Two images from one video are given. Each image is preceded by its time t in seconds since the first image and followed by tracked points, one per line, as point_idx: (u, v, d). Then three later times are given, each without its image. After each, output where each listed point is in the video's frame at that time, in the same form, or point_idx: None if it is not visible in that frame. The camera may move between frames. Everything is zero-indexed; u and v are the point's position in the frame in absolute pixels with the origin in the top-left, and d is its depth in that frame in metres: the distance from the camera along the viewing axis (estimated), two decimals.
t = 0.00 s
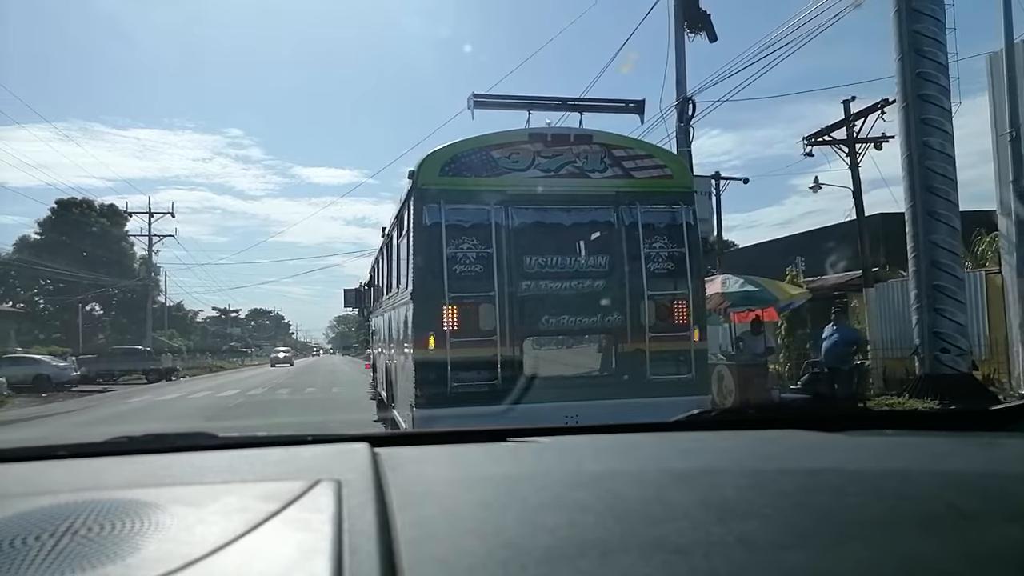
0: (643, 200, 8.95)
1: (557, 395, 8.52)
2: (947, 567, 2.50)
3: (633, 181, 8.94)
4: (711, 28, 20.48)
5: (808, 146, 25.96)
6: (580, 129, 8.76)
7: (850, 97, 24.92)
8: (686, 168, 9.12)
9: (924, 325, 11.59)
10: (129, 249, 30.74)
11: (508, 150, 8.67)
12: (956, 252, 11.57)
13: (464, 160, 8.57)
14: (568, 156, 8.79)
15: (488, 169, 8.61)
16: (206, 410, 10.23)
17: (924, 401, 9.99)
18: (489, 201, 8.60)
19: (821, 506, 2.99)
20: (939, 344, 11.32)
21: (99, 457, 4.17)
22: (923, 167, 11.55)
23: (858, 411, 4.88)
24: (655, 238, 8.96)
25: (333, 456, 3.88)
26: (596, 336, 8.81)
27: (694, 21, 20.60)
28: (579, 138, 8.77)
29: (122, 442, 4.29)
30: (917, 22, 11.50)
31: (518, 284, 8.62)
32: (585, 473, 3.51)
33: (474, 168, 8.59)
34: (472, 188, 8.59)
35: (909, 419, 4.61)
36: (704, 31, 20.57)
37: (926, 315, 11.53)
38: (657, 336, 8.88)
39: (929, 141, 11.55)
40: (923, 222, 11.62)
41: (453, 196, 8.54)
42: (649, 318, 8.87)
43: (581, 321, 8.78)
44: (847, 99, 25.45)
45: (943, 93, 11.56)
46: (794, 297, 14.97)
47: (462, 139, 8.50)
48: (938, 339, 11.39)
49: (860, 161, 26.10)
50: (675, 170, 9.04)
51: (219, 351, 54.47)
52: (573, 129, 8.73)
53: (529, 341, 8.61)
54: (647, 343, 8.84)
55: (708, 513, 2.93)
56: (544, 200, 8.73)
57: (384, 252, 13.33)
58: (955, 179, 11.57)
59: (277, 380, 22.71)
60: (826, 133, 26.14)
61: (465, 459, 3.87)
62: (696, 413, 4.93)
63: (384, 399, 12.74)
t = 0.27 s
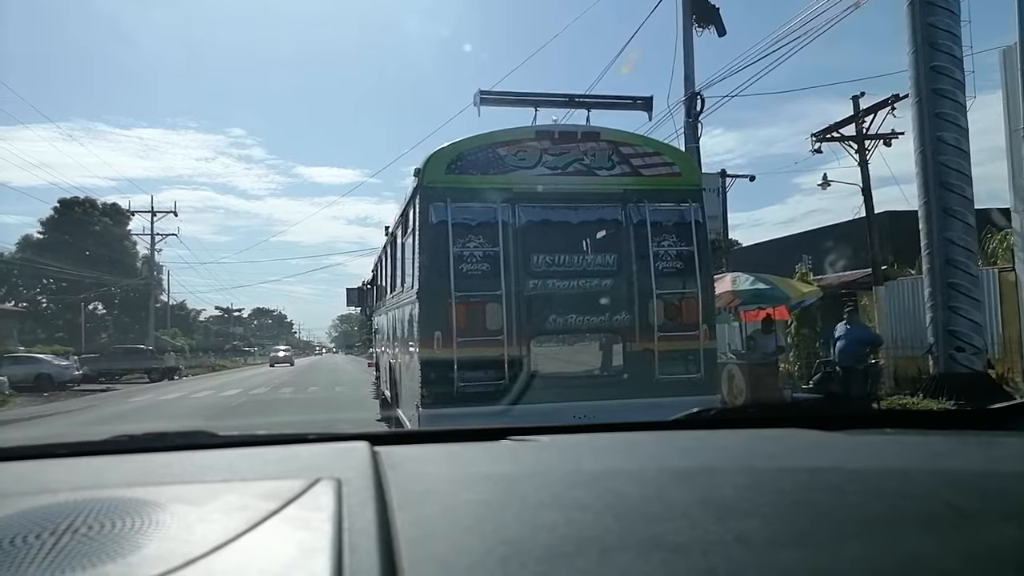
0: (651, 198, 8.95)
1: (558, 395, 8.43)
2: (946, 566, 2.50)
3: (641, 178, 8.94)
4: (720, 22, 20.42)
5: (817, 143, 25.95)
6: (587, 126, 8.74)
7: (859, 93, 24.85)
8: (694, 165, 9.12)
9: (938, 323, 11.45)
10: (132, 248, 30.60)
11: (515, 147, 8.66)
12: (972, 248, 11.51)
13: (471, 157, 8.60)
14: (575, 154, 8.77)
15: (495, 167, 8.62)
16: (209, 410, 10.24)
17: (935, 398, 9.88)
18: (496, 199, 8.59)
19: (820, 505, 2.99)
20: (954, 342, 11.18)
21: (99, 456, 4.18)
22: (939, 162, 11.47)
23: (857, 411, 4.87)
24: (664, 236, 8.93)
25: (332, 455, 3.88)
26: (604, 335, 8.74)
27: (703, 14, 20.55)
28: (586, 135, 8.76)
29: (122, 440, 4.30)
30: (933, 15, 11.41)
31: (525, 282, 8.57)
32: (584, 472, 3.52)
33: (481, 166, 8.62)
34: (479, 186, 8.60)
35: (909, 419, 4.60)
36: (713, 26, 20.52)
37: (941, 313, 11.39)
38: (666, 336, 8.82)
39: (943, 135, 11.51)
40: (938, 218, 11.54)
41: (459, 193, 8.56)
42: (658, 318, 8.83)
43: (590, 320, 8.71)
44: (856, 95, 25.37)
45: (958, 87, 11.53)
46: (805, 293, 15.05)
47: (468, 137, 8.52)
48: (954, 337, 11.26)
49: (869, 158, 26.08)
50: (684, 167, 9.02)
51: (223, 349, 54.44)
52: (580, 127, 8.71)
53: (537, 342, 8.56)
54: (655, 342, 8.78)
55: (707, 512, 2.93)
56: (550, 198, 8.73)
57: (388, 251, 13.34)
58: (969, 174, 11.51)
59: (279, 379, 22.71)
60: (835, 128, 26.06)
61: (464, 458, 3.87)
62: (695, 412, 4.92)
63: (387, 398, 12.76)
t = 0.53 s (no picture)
0: (661, 195, 8.94)
1: (557, 395, 8.47)
2: (946, 566, 2.50)
3: (649, 175, 8.92)
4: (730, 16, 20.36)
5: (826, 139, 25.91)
6: (596, 122, 8.74)
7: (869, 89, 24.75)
8: (703, 162, 9.12)
9: (953, 322, 11.35)
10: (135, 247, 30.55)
11: (523, 143, 8.66)
12: (988, 246, 11.42)
13: (479, 153, 8.57)
14: (583, 150, 8.78)
15: (502, 163, 8.61)
16: (211, 410, 10.24)
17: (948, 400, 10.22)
18: (504, 196, 8.58)
19: (819, 505, 2.98)
20: (969, 342, 11.07)
21: (99, 456, 4.19)
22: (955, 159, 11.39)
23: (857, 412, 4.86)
24: (674, 234, 8.92)
25: (332, 455, 3.88)
26: (612, 334, 8.73)
27: (712, 8, 20.48)
28: (594, 131, 8.75)
29: (122, 440, 4.31)
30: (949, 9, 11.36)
31: (533, 281, 8.57)
32: (584, 472, 3.52)
33: (487, 162, 8.59)
34: (488, 180, 8.57)
35: (909, 419, 4.59)
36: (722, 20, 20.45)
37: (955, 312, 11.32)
38: (675, 335, 8.80)
39: (959, 131, 11.43)
40: (953, 215, 11.49)
41: (466, 189, 8.51)
42: (666, 317, 8.82)
43: (598, 319, 8.70)
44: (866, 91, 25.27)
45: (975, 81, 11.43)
46: (817, 292, 14.82)
47: (474, 133, 8.50)
48: (968, 336, 11.18)
49: (880, 155, 26.03)
50: (693, 164, 9.03)
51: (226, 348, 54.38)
52: (588, 122, 8.71)
53: (544, 340, 8.56)
54: (664, 341, 8.76)
55: (707, 512, 2.93)
56: (558, 195, 8.73)
57: (391, 250, 13.35)
58: (985, 171, 11.44)
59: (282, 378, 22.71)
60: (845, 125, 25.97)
61: (464, 458, 3.87)
62: (695, 412, 4.92)
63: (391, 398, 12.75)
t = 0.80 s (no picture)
0: (671, 192, 8.93)
1: (558, 395, 8.42)
2: (946, 566, 2.49)
3: (658, 172, 8.92)
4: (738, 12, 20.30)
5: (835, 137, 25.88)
6: (604, 119, 8.76)
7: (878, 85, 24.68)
8: (713, 160, 9.12)
9: (968, 322, 10.61)
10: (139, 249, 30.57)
11: (530, 140, 8.68)
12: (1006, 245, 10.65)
13: (485, 151, 8.59)
14: (591, 147, 8.79)
15: (510, 160, 8.62)
16: (213, 410, 10.24)
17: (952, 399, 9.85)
18: (512, 193, 8.58)
19: (818, 505, 2.98)
20: (985, 341, 10.32)
21: (99, 456, 4.19)
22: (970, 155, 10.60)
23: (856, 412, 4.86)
24: (684, 232, 8.90)
25: (331, 455, 3.88)
26: (621, 333, 8.74)
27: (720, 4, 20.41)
28: (602, 128, 8.77)
29: (123, 440, 4.31)
30: None
31: (541, 280, 8.55)
32: (583, 472, 3.52)
33: (493, 160, 8.59)
34: (496, 177, 8.56)
35: (908, 420, 4.59)
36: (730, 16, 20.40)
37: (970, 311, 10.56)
38: (685, 334, 8.81)
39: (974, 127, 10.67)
40: (968, 212, 10.71)
41: (472, 185, 8.51)
42: (677, 316, 8.80)
43: (607, 318, 8.70)
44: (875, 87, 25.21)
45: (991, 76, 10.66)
46: (829, 292, 14.89)
47: (478, 130, 8.53)
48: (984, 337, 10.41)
49: (889, 152, 25.97)
50: (702, 161, 9.02)
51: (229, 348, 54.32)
52: (597, 119, 8.72)
53: (551, 339, 8.56)
54: (674, 341, 8.77)
55: (706, 512, 2.93)
56: (566, 192, 8.71)
57: (396, 250, 13.35)
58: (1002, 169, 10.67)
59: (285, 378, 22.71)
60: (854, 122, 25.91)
61: (463, 458, 3.87)
62: (695, 412, 4.92)
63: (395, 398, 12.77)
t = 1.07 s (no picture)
0: (681, 188, 8.91)
1: (558, 396, 8.40)
2: (947, 566, 2.49)
3: (670, 169, 8.90)
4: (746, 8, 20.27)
5: (845, 134, 25.86)
6: (613, 114, 8.77)
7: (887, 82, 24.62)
8: (724, 157, 9.11)
9: (984, 321, 10.31)
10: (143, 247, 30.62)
11: (539, 136, 8.69)
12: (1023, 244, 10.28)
13: (492, 145, 8.59)
14: (600, 143, 8.79)
15: (517, 156, 8.62)
16: (216, 410, 10.24)
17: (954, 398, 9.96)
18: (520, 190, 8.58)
19: (819, 505, 2.98)
20: (1003, 341, 10.07)
21: (99, 456, 4.19)
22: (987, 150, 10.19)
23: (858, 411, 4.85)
24: (695, 230, 8.90)
25: (331, 454, 3.88)
26: (630, 331, 8.72)
27: None
28: (612, 123, 8.78)
29: (123, 440, 4.31)
30: None
31: (549, 278, 8.52)
32: (584, 472, 3.51)
33: (500, 155, 8.60)
34: (503, 173, 8.57)
35: (909, 420, 4.58)
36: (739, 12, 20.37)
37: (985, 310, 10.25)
38: (696, 334, 8.77)
39: (991, 123, 10.24)
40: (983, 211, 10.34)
41: (479, 182, 8.52)
42: (687, 315, 8.80)
43: (617, 317, 8.67)
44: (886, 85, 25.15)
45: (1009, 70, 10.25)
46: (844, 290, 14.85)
47: (487, 126, 8.54)
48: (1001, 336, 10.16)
49: (900, 150, 25.91)
50: (713, 157, 9.03)
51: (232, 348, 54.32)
52: (605, 114, 8.74)
53: (559, 337, 8.57)
54: (685, 340, 8.74)
55: (707, 512, 2.93)
56: (575, 189, 8.70)
57: (401, 249, 13.37)
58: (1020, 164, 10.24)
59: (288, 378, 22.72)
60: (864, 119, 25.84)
61: (463, 459, 3.87)
62: (695, 413, 4.92)
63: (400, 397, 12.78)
